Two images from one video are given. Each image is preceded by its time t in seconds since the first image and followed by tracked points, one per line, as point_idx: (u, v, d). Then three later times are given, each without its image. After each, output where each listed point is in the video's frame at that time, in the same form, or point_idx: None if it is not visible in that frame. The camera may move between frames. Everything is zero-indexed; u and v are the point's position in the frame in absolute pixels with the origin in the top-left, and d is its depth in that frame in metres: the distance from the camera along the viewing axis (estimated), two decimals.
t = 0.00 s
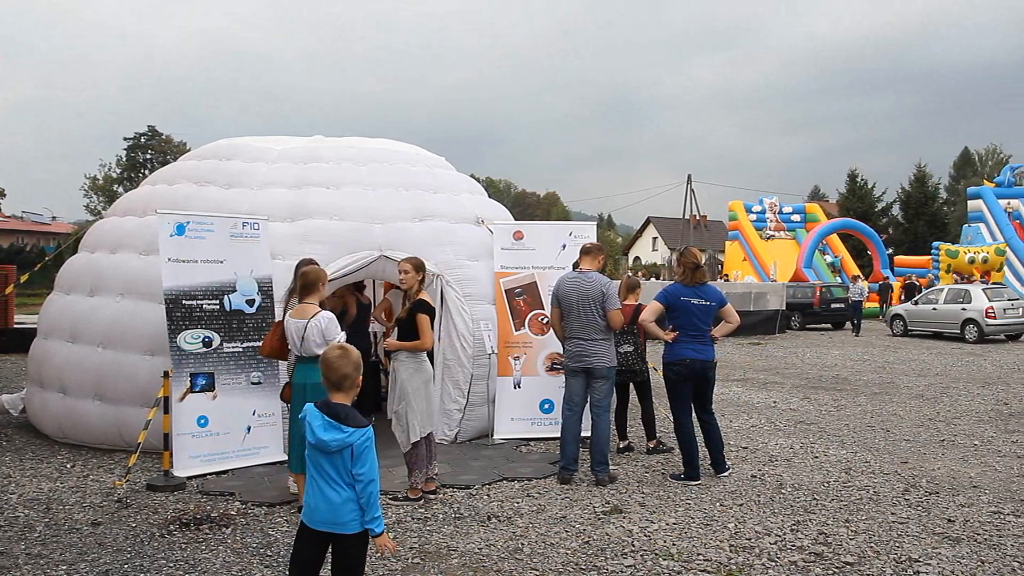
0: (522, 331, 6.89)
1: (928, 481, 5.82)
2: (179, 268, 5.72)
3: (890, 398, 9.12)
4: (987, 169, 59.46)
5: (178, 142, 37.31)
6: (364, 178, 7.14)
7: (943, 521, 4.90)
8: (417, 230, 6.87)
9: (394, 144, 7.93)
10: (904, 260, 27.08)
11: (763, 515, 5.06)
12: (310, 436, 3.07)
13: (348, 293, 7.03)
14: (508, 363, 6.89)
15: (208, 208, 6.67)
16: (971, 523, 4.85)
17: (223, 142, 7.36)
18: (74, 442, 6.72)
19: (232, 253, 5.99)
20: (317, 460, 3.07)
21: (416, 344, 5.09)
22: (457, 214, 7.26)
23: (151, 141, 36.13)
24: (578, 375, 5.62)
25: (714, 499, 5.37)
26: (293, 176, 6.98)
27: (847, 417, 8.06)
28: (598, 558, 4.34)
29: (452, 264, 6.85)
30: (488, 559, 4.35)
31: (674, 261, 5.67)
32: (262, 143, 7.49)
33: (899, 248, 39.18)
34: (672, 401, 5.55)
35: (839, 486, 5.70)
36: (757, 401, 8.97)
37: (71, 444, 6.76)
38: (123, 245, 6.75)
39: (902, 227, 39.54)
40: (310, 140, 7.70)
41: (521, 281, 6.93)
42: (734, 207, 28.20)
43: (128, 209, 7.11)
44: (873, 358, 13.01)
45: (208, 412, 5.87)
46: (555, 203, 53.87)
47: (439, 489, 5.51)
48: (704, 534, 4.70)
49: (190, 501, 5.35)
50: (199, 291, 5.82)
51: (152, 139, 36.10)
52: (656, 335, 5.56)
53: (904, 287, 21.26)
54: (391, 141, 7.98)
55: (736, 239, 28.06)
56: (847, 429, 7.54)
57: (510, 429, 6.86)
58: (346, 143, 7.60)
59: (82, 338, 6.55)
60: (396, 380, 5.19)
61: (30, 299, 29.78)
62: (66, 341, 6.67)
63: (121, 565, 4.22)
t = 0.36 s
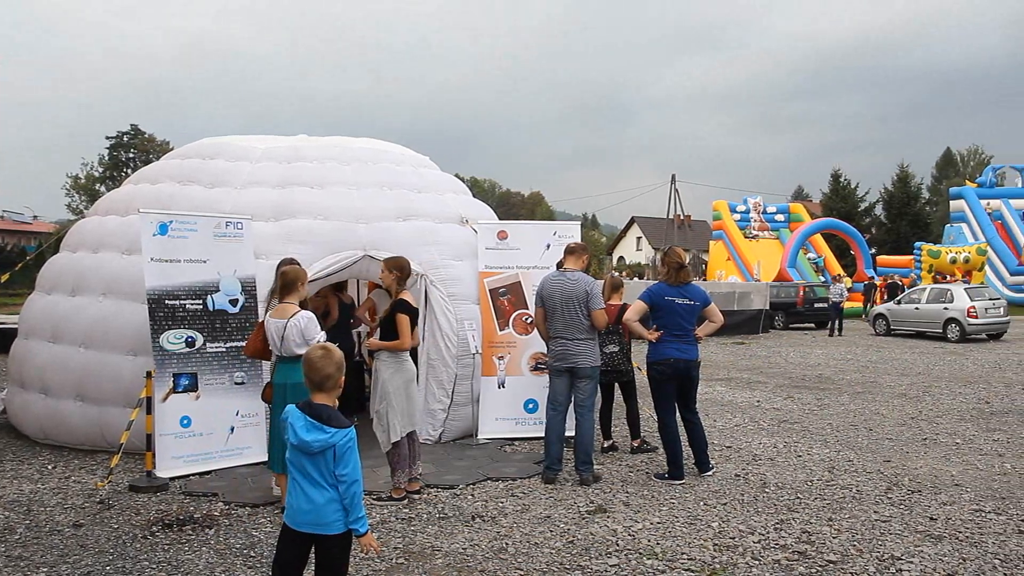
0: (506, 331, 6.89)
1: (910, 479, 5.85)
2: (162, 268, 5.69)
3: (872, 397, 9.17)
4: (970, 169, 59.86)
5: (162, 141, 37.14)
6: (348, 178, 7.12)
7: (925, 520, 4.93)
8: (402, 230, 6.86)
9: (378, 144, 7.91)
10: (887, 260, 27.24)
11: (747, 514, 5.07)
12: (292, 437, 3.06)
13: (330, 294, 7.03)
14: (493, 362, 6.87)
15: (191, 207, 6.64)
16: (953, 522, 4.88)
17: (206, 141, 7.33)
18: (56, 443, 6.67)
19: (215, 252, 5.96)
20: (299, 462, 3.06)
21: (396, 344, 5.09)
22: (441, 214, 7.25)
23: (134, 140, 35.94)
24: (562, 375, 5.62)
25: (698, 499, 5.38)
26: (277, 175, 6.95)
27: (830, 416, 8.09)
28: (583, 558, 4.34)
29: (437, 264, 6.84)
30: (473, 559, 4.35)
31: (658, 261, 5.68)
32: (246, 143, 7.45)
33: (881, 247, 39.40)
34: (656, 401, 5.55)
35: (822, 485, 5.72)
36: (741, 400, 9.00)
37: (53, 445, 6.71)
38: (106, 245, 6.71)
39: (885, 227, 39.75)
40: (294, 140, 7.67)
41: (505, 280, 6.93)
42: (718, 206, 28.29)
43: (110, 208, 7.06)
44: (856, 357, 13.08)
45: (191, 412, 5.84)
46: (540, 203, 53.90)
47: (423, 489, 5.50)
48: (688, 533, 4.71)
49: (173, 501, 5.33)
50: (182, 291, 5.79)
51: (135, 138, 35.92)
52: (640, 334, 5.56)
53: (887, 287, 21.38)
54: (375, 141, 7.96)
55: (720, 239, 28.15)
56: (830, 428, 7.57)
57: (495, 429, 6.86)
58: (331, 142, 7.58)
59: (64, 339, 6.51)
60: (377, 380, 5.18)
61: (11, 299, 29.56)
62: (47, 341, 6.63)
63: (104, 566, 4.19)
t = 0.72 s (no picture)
0: (486, 331, 6.87)
1: (888, 478, 5.89)
2: (140, 268, 5.65)
3: (850, 397, 9.23)
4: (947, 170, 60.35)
5: (140, 140, 36.89)
6: (327, 177, 7.09)
7: (903, 518, 4.96)
8: (381, 230, 6.84)
9: (357, 143, 7.88)
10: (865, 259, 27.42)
11: (726, 513, 5.09)
12: (269, 438, 3.03)
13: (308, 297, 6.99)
14: (472, 363, 6.86)
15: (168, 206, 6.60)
16: (930, 520, 4.92)
17: (184, 140, 7.28)
18: (32, 445, 6.61)
19: (194, 252, 5.92)
20: (276, 463, 3.04)
21: (372, 344, 5.07)
22: (421, 214, 7.23)
23: (111, 139, 35.67)
24: (541, 375, 5.62)
25: (678, 498, 5.39)
26: (256, 175, 6.92)
27: (808, 415, 8.13)
28: (562, 558, 4.34)
29: (416, 264, 6.82)
30: (452, 559, 4.34)
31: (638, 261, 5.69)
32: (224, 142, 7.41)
33: (860, 247, 39.66)
34: (636, 401, 5.57)
35: (801, 484, 5.75)
36: (720, 400, 9.04)
37: (29, 447, 6.65)
38: (82, 245, 6.65)
39: (863, 228, 40.01)
40: (273, 139, 7.63)
41: (485, 280, 6.92)
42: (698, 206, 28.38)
43: (87, 207, 7.01)
44: (834, 357, 13.15)
45: (168, 413, 5.80)
46: (521, 203, 53.90)
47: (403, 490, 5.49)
48: (667, 532, 4.72)
49: (151, 503, 5.29)
50: (160, 291, 5.75)
51: (112, 137, 35.66)
52: (619, 334, 5.57)
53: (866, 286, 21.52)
54: (355, 140, 7.93)
55: (700, 239, 28.25)
56: (809, 427, 7.61)
57: (474, 429, 6.85)
58: (310, 142, 7.55)
59: (40, 339, 6.45)
60: (355, 380, 5.16)
61: None
62: (23, 341, 6.56)
63: (80, 569, 4.16)
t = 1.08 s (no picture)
0: (464, 331, 6.86)
1: (864, 477, 5.92)
2: (115, 267, 5.60)
3: (826, 396, 9.29)
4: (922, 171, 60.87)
5: (116, 139, 36.60)
6: (304, 177, 7.06)
7: (879, 516, 4.99)
8: (359, 230, 6.81)
9: (335, 143, 7.84)
10: (842, 260, 27.61)
11: (704, 512, 5.10)
12: (242, 440, 3.00)
13: (285, 295, 6.97)
14: (450, 363, 6.85)
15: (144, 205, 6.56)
16: (906, 518, 4.95)
17: (160, 139, 7.23)
18: (5, 447, 6.53)
19: (170, 252, 5.88)
20: (250, 465, 3.01)
21: (351, 344, 5.05)
22: (398, 214, 7.22)
23: (86, 137, 35.38)
24: (519, 375, 5.62)
25: (656, 497, 5.40)
26: (234, 174, 6.88)
27: (785, 415, 8.18)
28: (541, 557, 4.34)
29: (394, 264, 6.81)
30: (431, 560, 4.33)
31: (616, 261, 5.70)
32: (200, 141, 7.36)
33: (836, 247, 39.93)
34: (614, 401, 5.57)
35: (778, 483, 5.77)
36: (697, 399, 9.07)
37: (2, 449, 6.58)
38: (56, 245, 6.59)
39: (839, 228, 40.29)
40: (250, 138, 7.58)
41: (463, 280, 6.92)
42: (676, 207, 28.51)
43: (61, 207, 6.94)
44: (811, 356, 13.23)
45: (145, 415, 5.75)
46: (500, 203, 53.90)
47: (381, 491, 5.47)
48: (645, 532, 4.73)
49: (127, 505, 5.24)
50: (136, 291, 5.71)
51: (86, 136, 35.37)
52: (597, 334, 5.57)
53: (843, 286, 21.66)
54: (332, 140, 7.90)
55: (677, 239, 28.36)
56: (786, 426, 7.66)
57: (453, 429, 6.84)
58: (288, 141, 7.51)
59: (13, 339, 6.38)
60: (332, 381, 5.14)
61: None
62: None
63: (55, 572, 4.12)
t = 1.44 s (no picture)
0: (444, 331, 6.87)
1: (843, 475, 5.96)
2: (92, 267, 5.56)
3: (806, 395, 9.33)
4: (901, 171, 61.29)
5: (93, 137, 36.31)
6: (283, 177, 7.03)
7: (858, 515, 5.02)
8: (339, 230, 6.79)
9: (315, 142, 7.80)
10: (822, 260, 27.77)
11: (685, 512, 5.12)
12: (205, 439, 2.98)
13: (264, 295, 6.93)
14: (431, 363, 6.86)
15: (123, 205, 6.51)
16: (885, 516, 4.98)
17: (138, 138, 7.18)
18: None
19: (148, 252, 5.84)
20: (214, 464, 3.00)
21: (334, 344, 5.03)
22: (379, 214, 7.20)
23: (63, 136, 35.12)
24: (499, 375, 5.61)
25: (637, 497, 5.41)
26: (213, 174, 6.84)
27: (765, 414, 8.21)
28: (522, 557, 4.34)
29: (374, 264, 6.79)
30: (411, 560, 4.32)
31: (596, 261, 5.71)
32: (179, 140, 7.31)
33: (815, 247, 40.16)
34: (594, 401, 5.57)
35: (758, 482, 5.79)
36: (678, 399, 9.10)
37: None
38: (33, 244, 6.53)
39: (819, 229, 40.51)
40: (229, 137, 7.54)
41: (444, 280, 6.91)
42: (656, 207, 28.60)
43: (37, 206, 6.87)
44: (790, 355, 13.28)
45: (123, 416, 5.71)
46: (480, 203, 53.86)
47: (361, 492, 5.45)
48: (626, 531, 4.74)
49: (105, 507, 5.21)
50: (114, 291, 5.66)
51: (64, 134, 35.11)
52: (578, 334, 5.57)
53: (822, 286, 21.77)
54: (312, 139, 7.87)
55: (658, 239, 28.45)
56: (766, 425, 7.69)
57: (433, 429, 6.83)
58: (267, 141, 7.46)
59: None
60: (313, 382, 5.12)
61: None
62: None
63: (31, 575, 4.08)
